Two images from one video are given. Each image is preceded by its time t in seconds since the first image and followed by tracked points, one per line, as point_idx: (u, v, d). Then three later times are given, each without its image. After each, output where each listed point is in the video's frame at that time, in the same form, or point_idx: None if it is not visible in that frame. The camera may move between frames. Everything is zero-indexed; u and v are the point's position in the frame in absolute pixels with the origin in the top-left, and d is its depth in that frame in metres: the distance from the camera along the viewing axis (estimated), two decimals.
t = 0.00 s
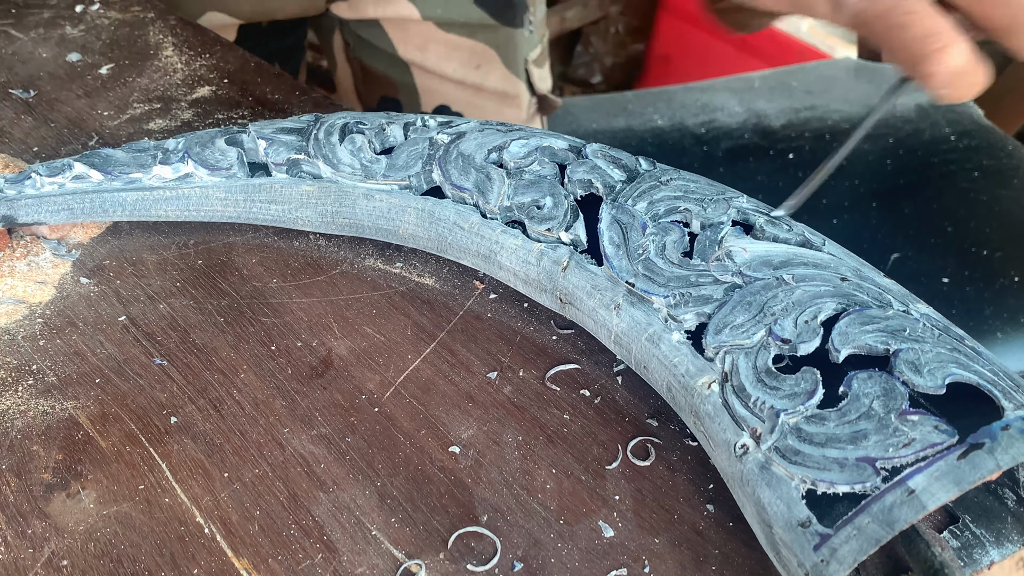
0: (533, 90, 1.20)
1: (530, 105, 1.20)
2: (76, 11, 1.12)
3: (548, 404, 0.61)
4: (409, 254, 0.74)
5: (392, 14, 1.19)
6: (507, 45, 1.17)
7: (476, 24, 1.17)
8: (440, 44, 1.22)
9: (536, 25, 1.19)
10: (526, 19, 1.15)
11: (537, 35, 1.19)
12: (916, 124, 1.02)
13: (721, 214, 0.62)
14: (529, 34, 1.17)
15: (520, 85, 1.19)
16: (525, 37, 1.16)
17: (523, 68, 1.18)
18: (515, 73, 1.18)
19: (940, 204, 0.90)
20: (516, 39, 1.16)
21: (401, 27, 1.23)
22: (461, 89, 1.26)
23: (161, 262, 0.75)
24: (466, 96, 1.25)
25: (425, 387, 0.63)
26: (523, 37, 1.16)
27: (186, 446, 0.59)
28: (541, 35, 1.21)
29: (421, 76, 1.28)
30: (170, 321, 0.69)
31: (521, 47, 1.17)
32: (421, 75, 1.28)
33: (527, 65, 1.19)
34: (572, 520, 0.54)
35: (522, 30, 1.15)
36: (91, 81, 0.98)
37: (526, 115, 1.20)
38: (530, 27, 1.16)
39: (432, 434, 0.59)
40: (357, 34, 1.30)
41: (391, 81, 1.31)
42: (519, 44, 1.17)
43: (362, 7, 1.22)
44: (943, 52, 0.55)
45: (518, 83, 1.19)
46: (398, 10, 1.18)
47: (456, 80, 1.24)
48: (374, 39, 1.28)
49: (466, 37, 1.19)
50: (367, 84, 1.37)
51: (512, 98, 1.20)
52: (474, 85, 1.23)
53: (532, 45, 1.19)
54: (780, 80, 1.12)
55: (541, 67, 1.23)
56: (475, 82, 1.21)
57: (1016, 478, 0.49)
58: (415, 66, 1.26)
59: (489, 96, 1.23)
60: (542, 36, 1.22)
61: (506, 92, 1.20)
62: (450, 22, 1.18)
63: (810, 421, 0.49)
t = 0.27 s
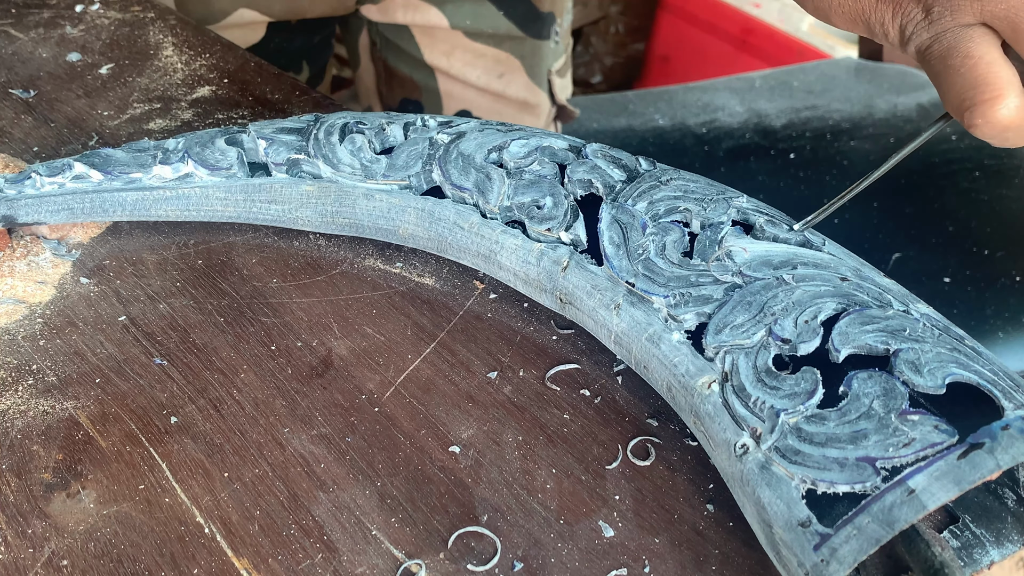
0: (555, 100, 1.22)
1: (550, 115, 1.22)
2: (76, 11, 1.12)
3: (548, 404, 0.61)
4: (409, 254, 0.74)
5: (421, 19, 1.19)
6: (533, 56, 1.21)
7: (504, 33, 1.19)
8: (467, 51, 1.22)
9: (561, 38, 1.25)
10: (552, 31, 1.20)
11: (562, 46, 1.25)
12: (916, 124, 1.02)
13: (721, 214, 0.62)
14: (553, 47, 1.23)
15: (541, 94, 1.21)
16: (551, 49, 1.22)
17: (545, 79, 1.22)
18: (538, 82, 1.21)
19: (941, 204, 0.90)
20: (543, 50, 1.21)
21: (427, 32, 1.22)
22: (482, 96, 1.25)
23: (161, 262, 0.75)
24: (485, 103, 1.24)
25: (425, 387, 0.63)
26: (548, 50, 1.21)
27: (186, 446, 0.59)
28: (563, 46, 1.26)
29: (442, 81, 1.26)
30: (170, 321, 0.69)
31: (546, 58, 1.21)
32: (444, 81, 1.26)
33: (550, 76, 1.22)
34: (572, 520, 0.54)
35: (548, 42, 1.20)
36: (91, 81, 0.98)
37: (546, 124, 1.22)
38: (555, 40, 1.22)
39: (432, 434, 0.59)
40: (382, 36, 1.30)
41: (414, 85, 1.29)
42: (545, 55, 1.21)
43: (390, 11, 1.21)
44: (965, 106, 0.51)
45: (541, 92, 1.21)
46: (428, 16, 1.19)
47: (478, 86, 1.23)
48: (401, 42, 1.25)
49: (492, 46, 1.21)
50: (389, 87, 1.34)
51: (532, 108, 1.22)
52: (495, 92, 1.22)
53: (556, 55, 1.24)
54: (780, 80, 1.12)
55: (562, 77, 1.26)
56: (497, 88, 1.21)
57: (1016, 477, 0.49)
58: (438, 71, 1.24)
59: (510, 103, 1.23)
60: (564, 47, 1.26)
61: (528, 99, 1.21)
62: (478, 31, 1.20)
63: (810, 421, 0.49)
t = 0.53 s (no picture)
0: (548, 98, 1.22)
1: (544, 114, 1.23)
2: (76, 11, 1.12)
3: (548, 404, 0.61)
4: (409, 254, 0.74)
5: (411, 23, 1.23)
6: (525, 55, 1.21)
7: (495, 34, 1.20)
8: (458, 52, 1.24)
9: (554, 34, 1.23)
10: (544, 28, 1.19)
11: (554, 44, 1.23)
12: (916, 124, 1.02)
13: (721, 214, 0.62)
14: (547, 45, 1.21)
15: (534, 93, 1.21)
16: (543, 46, 1.20)
17: (537, 77, 1.21)
18: (530, 81, 1.21)
19: (940, 204, 0.90)
20: (534, 48, 1.20)
21: (420, 35, 1.26)
22: (476, 97, 1.27)
23: (161, 262, 0.75)
24: (479, 103, 1.26)
25: (425, 387, 0.63)
26: (539, 47, 1.20)
27: (186, 446, 0.59)
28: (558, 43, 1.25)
29: (436, 82, 1.29)
30: (171, 321, 0.69)
31: (537, 57, 1.21)
32: (438, 82, 1.29)
33: (542, 74, 1.21)
34: (572, 520, 0.54)
35: (539, 40, 1.19)
36: (91, 81, 0.98)
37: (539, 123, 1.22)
38: (548, 38, 1.21)
39: (432, 434, 0.59)
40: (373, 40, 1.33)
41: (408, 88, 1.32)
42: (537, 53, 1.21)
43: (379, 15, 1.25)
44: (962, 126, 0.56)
45: (532, 90, 1.21)
46: (418, 20, 1.22)
47: (471, 87, 1.25)
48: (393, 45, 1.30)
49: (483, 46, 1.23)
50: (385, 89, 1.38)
51: (526, 107, 1.22)
52: (488, 92, 1.24)
53: (550, 53, 1.22)
54: (780, 80, 1.12)
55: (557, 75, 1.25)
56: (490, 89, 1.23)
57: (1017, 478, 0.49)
58: (432, 72, 1.28)
59: (505, 103, 1.24)
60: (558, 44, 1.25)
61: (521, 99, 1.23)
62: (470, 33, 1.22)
63: (810, 421, 0.49)
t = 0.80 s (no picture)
0: (529, 96, 1.21)
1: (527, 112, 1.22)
2: (75, 11, 1.12)
3: (547, 404, 0.61)
4: (409, 254, 0.74)
5: (382, 26, 1.21)
6: (500, 54, 1.19)
7: (467, 33, 1.19)
8: (432, 51, 1.22)
9: (533, 30, 1.21)
10: (519, 25, 1.18)
11: (534, 42, 1.22)
12: (916, 124, 1.02)
13: (721, 214, 0.62)
14: (523, 42, 1.19)
15: (514, 91, 1.20)
16: (519, 43, 1.19)
17: (517, 75, 1.20)
18: (509, 80, 1.20)
19: (940, 204, 0.90)
20: (509, 46, 1.19)
21: (391, 35, 1.24)
22: (454, 96, 1.26)
23: (161, 262, 0.75)
24: (458, 103, 1.26)
25: (425, 387, 0.63)
26: (515, 45, 1.18)
27: (186, 446, 0.59)
28: (538, 40, 1.23)
29: (411, 82, 1.28)
30: (171, 321, 0.69)
31: (514, 54, 1.19)
32: (415, 82, 1.28)
33: (521, 71, 1.20)
34: (572, 520, 0.54)
35: (514, 38, 1.18)
36: (90, 81, 0.98)
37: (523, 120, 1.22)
38: (524, 35, 1.19)
39: (432, 434, 0.59)
40: (349, 41, 1.32)
41: (386, 88, 1.32)
42: (513, 51, 1.19)
43: (350, 18, 1.24)
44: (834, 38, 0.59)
45: (513, 89, 1.20)
46: (387, 23, 1.20)
47: (448, 87, 1.24)
48: (367, 47, 1.29)
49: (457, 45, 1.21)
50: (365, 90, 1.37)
51: (507, 105, 1.22)
52: (467, 92, 1.23)
53: (528, 50, 1.21)
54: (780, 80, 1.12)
55: (538, 71, 1.24)
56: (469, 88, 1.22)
57: (1017, 478, 0.49)
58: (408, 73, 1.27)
59: (484, 102, 1.24)
60: (539, 41, 1.23)
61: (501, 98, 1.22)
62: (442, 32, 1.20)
63: (810, 421, 0.49)
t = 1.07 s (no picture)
0: (528, 99, 1.23)
1: (523, 114, 1.23)
2: (75, 11, 1.12)
3: (547, 404, 0.61)
4: (409, 254, 0.74)
5: (377, 27, 1.20)
6: (497, 56, 1.20)
7: (464, 35, 1.19)
8: (429, 53, 1.22)
9: (530, 33, 1.22)
10: (517, 28, 1.19)
11: (531, 44, 1.23)
12: (916, 124, 1.02)
13: (721, 214, 0.62)
14: (520, 45, 1.21)
15: (511, 93, 1.22)
16: (516, 46, 1.20)
17: (513, 78, 1.21)
18: (506, 82, 1.21)
19: (940, 204, 0.90)
20: (506, 49, 1.20)
21: (388, 37, 1.23)
22: (451, 98, 1.25)
23: (161, 262, 0.75)
24: (455, 104, 1.25)
25: (425, 387, 0.63)
26: (512, 48, 1.20)
27: (186, 446, 0.59)
28: (535, 42, 1.25)
29: (409, 83, 1.27)
30: (171, 321, 0.69)
31: (512, 57, 1.21)
32: (411, 84, 1.27)
33: (518, 74, 1.21)
34: (572, 520, 0.54)
35: (511, 41, 1.19)
36: (90, 81, 0.98)
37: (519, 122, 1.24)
38: (521, 38, 1.20)
39: (432, 434, 0.59)
40: (346, 42, 1.32)
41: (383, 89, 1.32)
42: (510, 53, 1.21)
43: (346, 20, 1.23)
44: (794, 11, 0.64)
45: (510, 91, 1.21)
46: (383, 24, 1.19)
47: (444, 89, 1.23)
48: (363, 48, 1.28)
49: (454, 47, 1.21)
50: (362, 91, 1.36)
51: (504, 107, 1.23)
52: (464, 94, 1.23)
53: (525, 53, 1.22)
54: (780, 80, 1.12)
55: (535, 74, 1.25)
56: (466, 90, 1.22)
57: (1017, 477, 0.49)
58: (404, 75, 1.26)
59: (482, 104, 1.24)
60: (536, 43, 1.25)
61: (497, 100, 1.23)
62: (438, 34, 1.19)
63: (810, 421, 0.49)
